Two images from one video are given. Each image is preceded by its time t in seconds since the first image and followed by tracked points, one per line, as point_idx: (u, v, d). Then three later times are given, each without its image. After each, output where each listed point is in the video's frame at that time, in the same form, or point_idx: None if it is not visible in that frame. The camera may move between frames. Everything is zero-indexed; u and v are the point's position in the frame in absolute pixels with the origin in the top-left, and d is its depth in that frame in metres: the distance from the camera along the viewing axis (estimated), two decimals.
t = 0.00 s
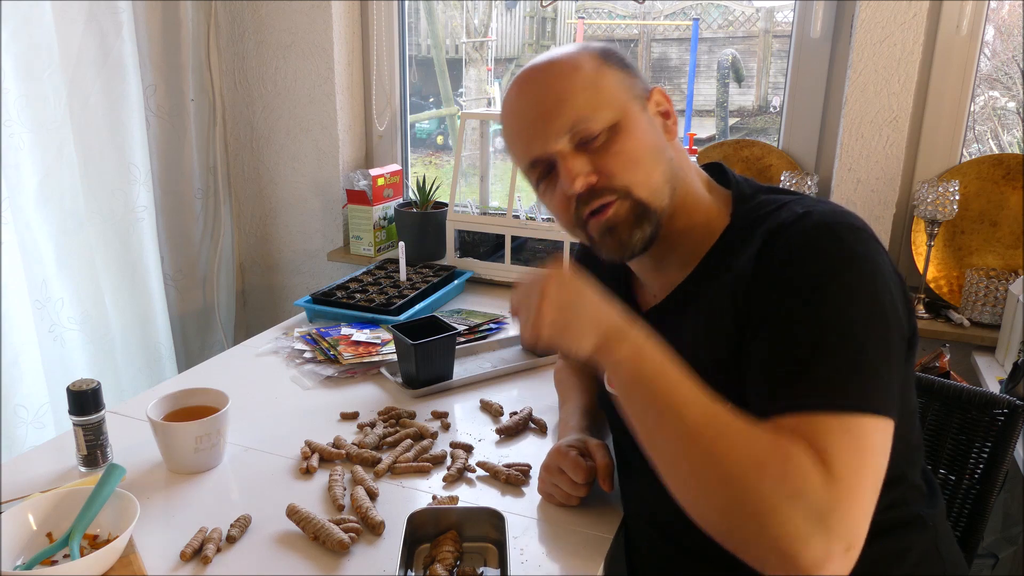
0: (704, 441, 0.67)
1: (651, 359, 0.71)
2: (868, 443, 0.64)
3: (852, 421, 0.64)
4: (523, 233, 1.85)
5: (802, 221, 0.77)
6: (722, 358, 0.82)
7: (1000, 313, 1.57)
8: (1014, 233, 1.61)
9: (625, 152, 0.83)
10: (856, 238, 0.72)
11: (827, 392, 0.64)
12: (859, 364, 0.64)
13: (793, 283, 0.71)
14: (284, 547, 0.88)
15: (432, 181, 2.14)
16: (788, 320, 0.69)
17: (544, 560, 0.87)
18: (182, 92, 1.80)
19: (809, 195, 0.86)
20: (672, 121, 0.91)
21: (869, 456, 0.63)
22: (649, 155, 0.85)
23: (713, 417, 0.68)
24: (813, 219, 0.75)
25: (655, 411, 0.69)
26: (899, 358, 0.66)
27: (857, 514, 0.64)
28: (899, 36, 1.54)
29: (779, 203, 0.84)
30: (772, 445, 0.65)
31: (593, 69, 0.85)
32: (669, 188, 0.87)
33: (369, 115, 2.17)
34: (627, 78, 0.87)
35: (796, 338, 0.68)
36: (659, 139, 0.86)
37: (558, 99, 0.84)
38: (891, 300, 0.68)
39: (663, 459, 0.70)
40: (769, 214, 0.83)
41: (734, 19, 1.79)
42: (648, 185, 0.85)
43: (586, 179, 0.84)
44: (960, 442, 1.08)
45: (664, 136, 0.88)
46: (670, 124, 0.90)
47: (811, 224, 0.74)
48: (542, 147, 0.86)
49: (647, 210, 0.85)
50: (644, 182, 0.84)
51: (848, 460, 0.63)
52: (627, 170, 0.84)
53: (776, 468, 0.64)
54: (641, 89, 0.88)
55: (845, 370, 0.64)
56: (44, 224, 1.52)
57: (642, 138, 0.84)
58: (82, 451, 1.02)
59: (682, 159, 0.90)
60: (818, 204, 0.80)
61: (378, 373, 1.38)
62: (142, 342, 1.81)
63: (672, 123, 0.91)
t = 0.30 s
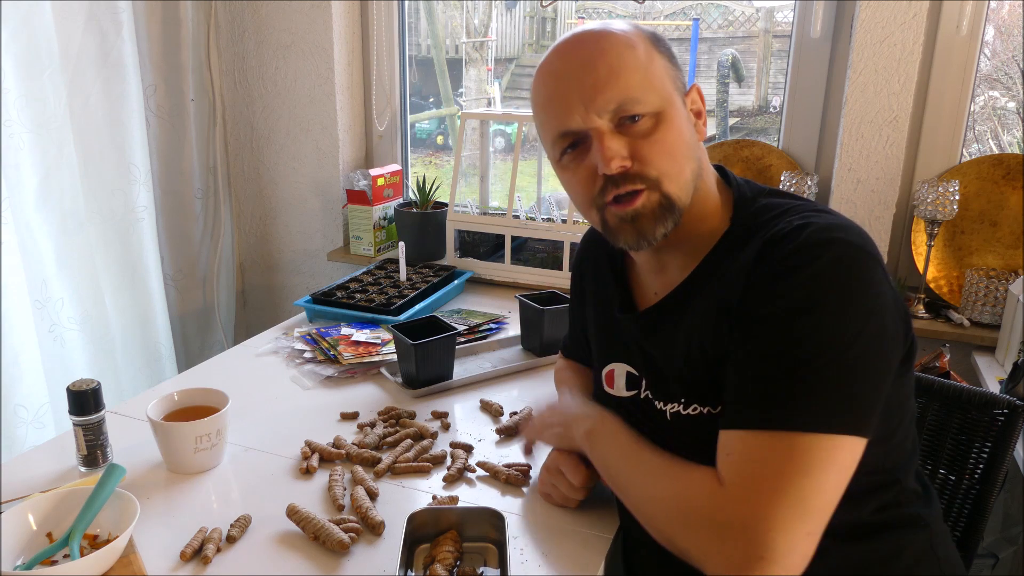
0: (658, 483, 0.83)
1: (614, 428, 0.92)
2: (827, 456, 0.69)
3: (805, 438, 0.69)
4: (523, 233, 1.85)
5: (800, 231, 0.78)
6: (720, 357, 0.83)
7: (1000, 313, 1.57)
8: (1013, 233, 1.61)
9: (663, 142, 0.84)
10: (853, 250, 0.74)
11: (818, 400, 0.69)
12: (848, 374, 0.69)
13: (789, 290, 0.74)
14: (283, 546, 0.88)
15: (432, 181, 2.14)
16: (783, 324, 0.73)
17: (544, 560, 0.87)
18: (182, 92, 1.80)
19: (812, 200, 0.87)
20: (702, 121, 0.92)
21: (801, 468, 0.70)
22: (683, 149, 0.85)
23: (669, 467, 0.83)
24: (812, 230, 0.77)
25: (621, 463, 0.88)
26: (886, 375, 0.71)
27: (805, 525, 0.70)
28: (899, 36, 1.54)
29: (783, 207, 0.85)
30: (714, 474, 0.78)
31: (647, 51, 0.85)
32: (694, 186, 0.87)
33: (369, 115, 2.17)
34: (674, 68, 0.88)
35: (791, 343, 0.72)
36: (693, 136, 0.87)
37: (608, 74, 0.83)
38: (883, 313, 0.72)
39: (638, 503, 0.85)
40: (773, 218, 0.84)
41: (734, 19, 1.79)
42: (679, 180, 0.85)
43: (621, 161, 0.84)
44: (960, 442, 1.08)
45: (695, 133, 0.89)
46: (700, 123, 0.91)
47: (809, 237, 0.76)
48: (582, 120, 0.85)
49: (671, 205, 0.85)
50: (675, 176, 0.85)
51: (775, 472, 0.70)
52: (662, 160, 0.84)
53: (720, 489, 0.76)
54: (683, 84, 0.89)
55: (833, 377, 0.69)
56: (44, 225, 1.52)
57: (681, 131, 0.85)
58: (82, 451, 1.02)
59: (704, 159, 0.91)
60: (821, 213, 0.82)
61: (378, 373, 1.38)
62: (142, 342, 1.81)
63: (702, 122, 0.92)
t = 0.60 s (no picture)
0: (665, 489, 0.84)
1: (621, 439, 0.93)
2: (828, 461, 0.70)
3: (804, 444, 0.70)
4: (523, 233, 1.85)
5: (805, 238, 0.78)
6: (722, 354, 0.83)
7: (1000, 313, 1.57)
8: (1013, 233, 1.61)
9: (668, 150, 0.84)
10: (857, 259, 0.73)
11: (819, 406, 0.69)
12: (848, 381, 0.70)
13: (792, 296, 0.73)
14: (283, 546, 0.88)
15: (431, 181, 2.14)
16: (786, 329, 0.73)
17: (544, 560, 0.87)
18: (182, 92, 1.80)
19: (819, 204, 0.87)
20: (708, 124, 0.91)
21: (803, 474, 0.70)
22: (688, 156, 0.85)
23: (672, 472, 0.85)
24: (819, 235, 0.77)
25: (629, 470, 0.89)
26: (886, 382, 0.71)
27: (807, 528, 0.71)
28: (899, 36, 1.54)
29: (791, 209, 0.85)
30: (719, 480, 0.79)
31: (652, 58, 0.84)
32: (699, 193, 0.87)
33: (369, 115, 2.17)
34: (679, 74, 0.87)
35: (792, 348, 0.72)
36: (698, 142, 0.87)
37: (613, 81, 0.83)
38: (884, 322, 0.72)
39: (648, 512, 0.86)
40: (778, 220, 0.84)
41: (733, 19, 1.79)
42: (685, 188, 0.85)
43: (626, 170, 0.84)
44: (960, 442, 1.08)
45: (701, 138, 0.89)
46: (706, 127, 0.91)
47: (814, 243, 0.76)
48: (587, 128, 0.85)
49: (677, 212, 0.85)
50: (681, 184, 0.85)
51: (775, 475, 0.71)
52: (667, 168, 0.84)
53: (724, 494, 0.76)
54: (689, 88, 0.88)
55: (834, 384, 0.69)
56: (44, 225, 1.52)
57: (686, 138, 0.85)
58: (82, 450, 1.02)
59: (710, 163, 0.91)
60: (825, 218, 0.82)
61: (378, 373, 1.38)
62: (143, 342, 1.81)
63: (708, 126, 0.91)
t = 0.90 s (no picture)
0: (667, 480, 0.84)
1: (624, 434, 0.93)
2: (832, 453, 0.70)
3: (809, 434, 0.70)
4: (523, 233, 1.85)
5: (815, 228, 0.78)
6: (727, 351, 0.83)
7: (999, 313, 1.57)
8: (1013, 233, 1.61)
9: (666, 150, 0.83)
10: (866, 249, 0.74)
11: (826, 395, 0.69)
12: (856, 370, 0.70)
13: (801, 286, 0.74)
14: (283, 546, 0.88)
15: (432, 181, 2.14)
16: (791, 318, 0.73)
17: (544, 560, 0.87)
18: (182, 92, 1.80)
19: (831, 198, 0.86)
20: (716, 117, 0.89)
21: (807, 464, 0.70)
22: (689, 154, 0.84)
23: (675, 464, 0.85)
24: (828, 228, 0.77)
25: (629, 464, 0.89)
26: (892, 375, 0.71)
27: (811, 517, 0.71)
28: (899, 36, 1.54)
29: (802, 201, 0.85)
30: (723, 472, 0.79)
31: (654, 55, 0.83)
32: (701, 191, 0.87)
33: (369, 115, 2.17)
34: (684, 68, 0.85)
35: (797, 342, 0.72)
36: (701, 139, 0.86)
37: (611, 82, 0.83)
38: (893, 313, 0.72)
39: (648, 505, 0.86)
40: (787, 212, 0.84)
41: (734, 19, 1.79)
42: (683, 187, 0.85)
43: (623, 171, 0.84)
44: (960, 442, 1.08)
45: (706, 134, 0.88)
46: (713, 120, 0.89)
47: (825, 235, 0.76)
48: (586, 127, 0.85)
49: (675, 211, 0.85)
50: (679, 183, 0.85)
51: (780, 460, 0.71)
52: (665, 169, 0.84)
53: (728, 483, 0.76)
54: (694, 82, 0.86)
55: (840, 373, 0.69)
56: (44, 224, 1.52)
57: (687, 136, 0.84)
58: (82, 451, 1.02)
59: (716, 157, 0.90)
60: (834, 210, 0.82)
61: (378, 373, 1.38)
62: (143, 342, 1.81)
63: (716, 120, 0.89)
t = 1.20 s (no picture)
0: (671, 487, 0.84)
1: (626, 439, 0.93)
2: (835, 461, 0.70)
3: (811, 443, 0.70)
4: (523, 233, 1.85)
5: (817, 235, 0.78)
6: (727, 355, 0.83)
7: (1000, 313, 1.57)
8: (1013, 233, 1.61)
9: (664, 166, 0.83)
10: (868, 255, 0.74)
11: (829, 401, 0.69)
12: (860, 376, 0.70)
13: (804, 291, 0.74)
14: (282, 546, 0.88)
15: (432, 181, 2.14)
16: (793, 324, 0.73)
17: (544, 560, 0.87)
18: (182, 92, 1.80)
19: (830, 203, 0.86)
20: (711, 126, 0.89)
21: (809, 473, 0.70)
22: (687, 167, 0.84)
23: (678, 471, 0.85)
24: (830, 234, 0.77)
25: (633, 471, 0.89)
26: (895, 382, 0.71)
27: (814, 527, 0.71)
28: (899, 36, 1.54)
29: (800, 209, 0.85)
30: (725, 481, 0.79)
31: (645, 72, 0.83)
32: (700, 203, 0.87)
33: (369, 115, 2.17)
34: (675, 82, 0.86)
35: (799, 349, 0.72)
36: (697, 151, 0.86)
37: (606, 101, 0.83)
38: (895, 318, 0.72)
39: (650, 510, 0.86)
40: (786, 220, 0.84)
41: (733, 19, 1.79)
42: (683, 201, 0.85)
43: (622, 189, 0.84)
44: (960, 442, 1.08)
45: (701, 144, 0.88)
46: (708, 129, 0.89)
47: (826, 242, 0.76)
48: (582, 147, 0.85)
49: (676, 225, 0.85)
50: (679, 197, 0.84)
51: (783, 470, 0.70)
52: (664, 185, 0.84)
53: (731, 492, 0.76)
54: (686, 94, 0.87)
55: (843, 380, 0.69)
56: (44, 224, 1.52)
57: (683, 150, 0.84)
58: (82, 451, 1.02)
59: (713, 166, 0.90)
60: (834, 217, 0.82)
61: (378, 373, 1.38)
62: (142, 342, 1.81)
63: (710, 129, 0.89)
